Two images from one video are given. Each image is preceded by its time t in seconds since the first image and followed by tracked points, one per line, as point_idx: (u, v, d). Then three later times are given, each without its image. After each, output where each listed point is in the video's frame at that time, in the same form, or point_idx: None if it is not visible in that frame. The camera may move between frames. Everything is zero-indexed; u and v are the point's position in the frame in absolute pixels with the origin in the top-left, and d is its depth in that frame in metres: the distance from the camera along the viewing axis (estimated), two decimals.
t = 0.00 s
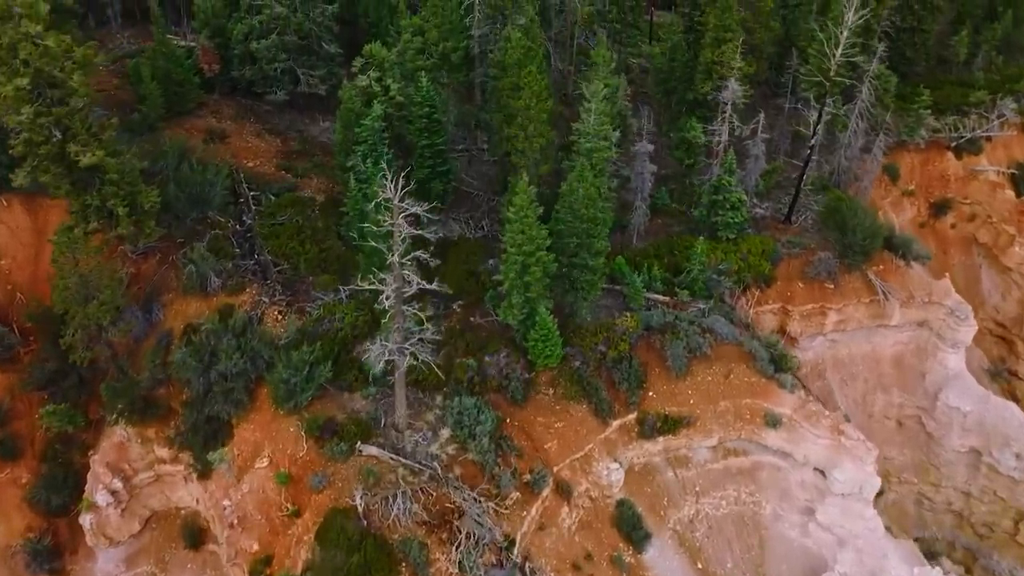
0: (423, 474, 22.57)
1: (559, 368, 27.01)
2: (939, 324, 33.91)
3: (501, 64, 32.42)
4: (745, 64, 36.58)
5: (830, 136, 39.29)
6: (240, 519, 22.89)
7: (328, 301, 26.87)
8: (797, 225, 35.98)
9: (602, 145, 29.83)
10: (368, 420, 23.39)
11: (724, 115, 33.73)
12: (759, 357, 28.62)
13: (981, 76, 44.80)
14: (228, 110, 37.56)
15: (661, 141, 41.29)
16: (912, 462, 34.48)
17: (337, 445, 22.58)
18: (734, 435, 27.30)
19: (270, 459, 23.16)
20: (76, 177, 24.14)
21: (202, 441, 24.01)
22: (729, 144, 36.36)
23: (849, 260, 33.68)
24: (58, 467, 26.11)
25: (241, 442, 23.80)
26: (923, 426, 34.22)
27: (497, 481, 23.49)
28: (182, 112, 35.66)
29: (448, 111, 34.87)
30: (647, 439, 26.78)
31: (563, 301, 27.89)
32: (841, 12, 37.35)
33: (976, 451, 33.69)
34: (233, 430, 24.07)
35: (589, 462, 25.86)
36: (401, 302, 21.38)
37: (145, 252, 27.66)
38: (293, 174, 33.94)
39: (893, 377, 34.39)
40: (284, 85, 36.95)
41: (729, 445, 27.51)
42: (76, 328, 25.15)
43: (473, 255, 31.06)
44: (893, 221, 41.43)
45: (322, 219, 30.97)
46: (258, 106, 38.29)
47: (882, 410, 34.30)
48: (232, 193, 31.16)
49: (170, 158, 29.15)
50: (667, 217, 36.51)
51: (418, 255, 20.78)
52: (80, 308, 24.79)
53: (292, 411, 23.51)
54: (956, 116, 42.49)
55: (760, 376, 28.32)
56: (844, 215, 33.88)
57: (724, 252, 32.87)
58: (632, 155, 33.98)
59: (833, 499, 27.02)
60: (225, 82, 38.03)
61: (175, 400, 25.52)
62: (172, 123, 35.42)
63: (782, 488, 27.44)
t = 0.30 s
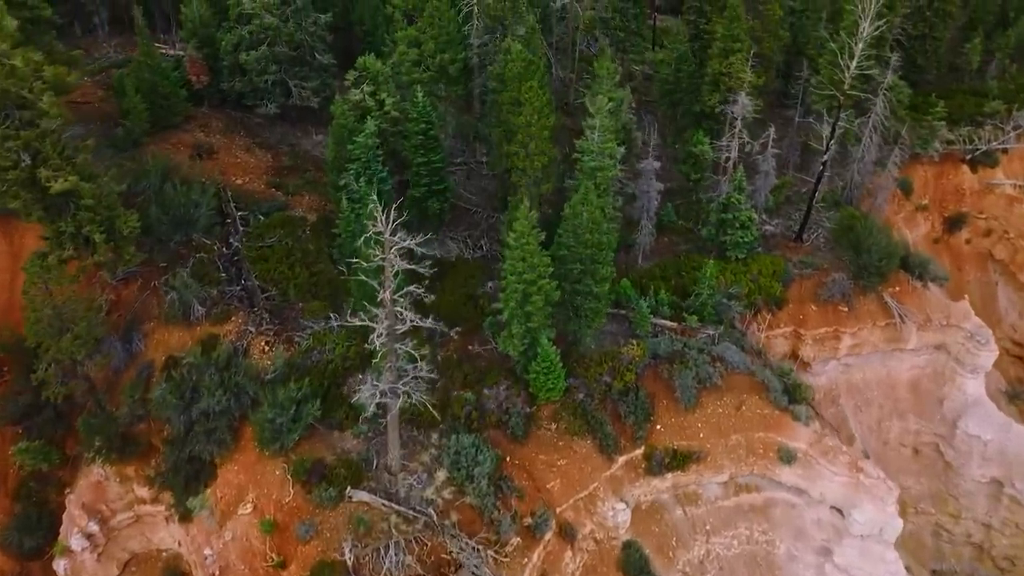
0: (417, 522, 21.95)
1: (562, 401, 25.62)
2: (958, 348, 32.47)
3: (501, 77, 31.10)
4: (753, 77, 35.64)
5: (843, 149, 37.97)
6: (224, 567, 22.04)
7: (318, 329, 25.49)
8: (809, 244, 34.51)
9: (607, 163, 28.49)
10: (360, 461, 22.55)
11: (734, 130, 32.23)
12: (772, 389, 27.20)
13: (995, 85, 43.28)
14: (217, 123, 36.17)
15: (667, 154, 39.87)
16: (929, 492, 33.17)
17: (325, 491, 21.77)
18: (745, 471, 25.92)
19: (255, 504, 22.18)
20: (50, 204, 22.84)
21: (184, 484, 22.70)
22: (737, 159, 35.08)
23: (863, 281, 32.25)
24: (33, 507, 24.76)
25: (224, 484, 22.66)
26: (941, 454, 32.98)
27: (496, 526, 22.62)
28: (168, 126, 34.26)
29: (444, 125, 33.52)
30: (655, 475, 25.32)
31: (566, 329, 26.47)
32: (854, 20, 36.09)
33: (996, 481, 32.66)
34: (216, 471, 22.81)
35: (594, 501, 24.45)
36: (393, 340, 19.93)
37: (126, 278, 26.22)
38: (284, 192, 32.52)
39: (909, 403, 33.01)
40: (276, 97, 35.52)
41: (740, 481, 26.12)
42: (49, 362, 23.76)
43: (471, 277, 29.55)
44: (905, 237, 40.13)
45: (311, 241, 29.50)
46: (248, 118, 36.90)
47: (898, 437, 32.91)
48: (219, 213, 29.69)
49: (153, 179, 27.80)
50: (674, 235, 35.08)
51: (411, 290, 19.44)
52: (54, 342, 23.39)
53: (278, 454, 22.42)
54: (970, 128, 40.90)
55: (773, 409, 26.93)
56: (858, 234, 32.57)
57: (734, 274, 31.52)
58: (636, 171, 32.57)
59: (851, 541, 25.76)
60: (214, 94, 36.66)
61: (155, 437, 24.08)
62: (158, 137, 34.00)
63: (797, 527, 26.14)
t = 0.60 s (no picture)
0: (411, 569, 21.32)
1: (564, 433, 24.41)
2: (975, 371, 31.53)
3: (501, 90, 29.87)
4: (764, 89, 34.37)
5: (855, 162, 36.74)
6: None
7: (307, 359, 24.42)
8: (820, 262, 33.26)
9: (612, 181, 27.23)
10: (351, 502, 22.02)
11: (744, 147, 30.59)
12: (785, 419, 26.04)
13: (1008, 92, 42.00)
14: (207, 136, 34.93)
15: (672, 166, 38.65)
16: (946, 520, 31.89)
17: (313, 536, 21.17)
18: (756, 506, 24.72)
19: (241, 549, 21.51)
20: (23, 229, 21.58)
21: (166, 525, 21.77)
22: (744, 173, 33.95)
23: (879, 302, 31.01)
24: (7, 545, 23.60)
25: (208, 526, 21.90)
26: (959, 480, 31.76)
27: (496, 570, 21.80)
28: (156, 140, 33.03)
29: (440, 139, 32.12)
30: (663, 511, 24.10)
31: (569, 356, 25.23)
32: (868, 29, 34.99)
33: (1018, 510, 31.42)
34: (199, 511, 22.01)
35: (599, 541, 23.27)
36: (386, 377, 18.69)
37: (107, 303, 24.98)
38: (275, 209, 31.29)
39: (925, 427, 31.79)
40: (267, 109, 34.31)
41: (750, 515, 24.95)
42: (23, 396, 22.32)
43: (470, 298, 28.36)
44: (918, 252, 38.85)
45: (302, 262, 28.27)
46: (240, 130, 35.66)
47: (913, 463, 31.66)
48: (207, 233, 28.41)
49: (137, 198, 26.53)
50: (679, 252, 33.84)
51: (404, 325, 18.22)
52: (28, 374, 21.97)
53: (265, 495, 21.61)
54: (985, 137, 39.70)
55: (786, 440, 25.77)
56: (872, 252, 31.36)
57: (743, 295, 30.43)
58: (641, 186, 31.38)
59: None
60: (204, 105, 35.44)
61: (136, 473, 22.95)
62: (145, 151, 32.80)
63: (811, 563, 25.11)
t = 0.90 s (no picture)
0: None
1: (567, 476, 23.24)
2: (996, 400, 30.59)
3: (501, 107, 28.52)
4: (775, 106, 33.14)
5: (869, 179, 35.43)
6: None
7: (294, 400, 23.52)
8: (834, 285, 31.89)
9: (618, 207, 25.94)
10: (339, 557, 21.56)
11: (756, 169, 29.15)
12: (801, 459, 24.76)
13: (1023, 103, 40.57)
14: (195, 153, 33.62)
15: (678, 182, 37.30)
16: (965, 558, 30.15)
17: None
18: (770, 552, 23.49)
19: None
20: None
21: None
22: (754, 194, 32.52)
23: (896, 329, 29.77)
24: None
25: None
26: (980, 515, 30.41)
27: None
28: (141, 158, 31.70)
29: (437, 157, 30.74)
30: (671, 558, 22.89)
31: (573, 393, 23.88)
32: (884, 43, 33.67)
33: None
34: (178, 565, 21.54)
35: None
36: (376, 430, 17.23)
37: (83, 338, 23.58)
38: (265, 231, 29.93)
39: (944, 459, 30.42)
40: (258, 126, 32.94)
41: (763, 562, 23.56)
42: None
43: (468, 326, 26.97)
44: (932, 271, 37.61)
45: (291, 291, 26.89)
46: (230, 146, 34.30)
47: (931, 497, 30.20)
48: (191, 258, 27.02)
49: (118, 225, 25.20)
50: (686, 274, 32.49)
51: (396, 375, 16.84)
52: None
53: (246, 550, 21.11)
54: (999, 151, 38.75)
55: (802, 481, 24.55)
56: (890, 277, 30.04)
57: (755, 323, 29.19)
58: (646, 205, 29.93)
59: None
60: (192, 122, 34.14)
61: (113, 522, 21.98)
62: (129, 170, 31.48)
63: None
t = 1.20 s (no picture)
0: None
1: (574, 520, 22.78)
2: (1013, 429, 29.66)
3: (502, 126, 27.33)
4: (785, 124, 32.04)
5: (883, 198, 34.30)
6: None
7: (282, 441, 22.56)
8: (846, 309, 30.68)
9: (623, 233, 24.81)
10: None
11: (765, 191, 27.67)
12: (816, 500, 24.40)
13: None
14: (184, 171, 32.44)
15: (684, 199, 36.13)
16: None
17: None
18: None
19: None
20: None
21: None
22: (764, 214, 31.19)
23: (911, 358, 28.72)
24: None
25: None
26: (999, 550, 28.89)
27: None
28: (127, 178, 30.53)
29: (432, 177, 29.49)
30: None
31: (577, 430, 22.84)
32: (896, 57, 32.47)
33: None
34: None
35: None
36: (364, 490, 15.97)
37: (62, 373, 22.51)
38: (255, 255, 28.79)
39: (960, 491, 29.28)
40: (248, 143, 31.78)
41: None
42: None
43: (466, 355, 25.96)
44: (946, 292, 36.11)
45: (281, 320, 25.67)
46: (219, 164, 33.10)
47: (948, 530, 28.86)
48: (177, 286, 25.87)
49: (100, 253, 24.10)
50: (692, 297, 31.28)
51: (387, 431, 15.60)
52: None
53: None
54: (1014, 163, 37.45)
55: (817, 523, 24.30)
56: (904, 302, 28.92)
57: (765, 353, 27.93)
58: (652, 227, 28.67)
59: None
60: (181, 139, 32.97)
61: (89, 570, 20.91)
62: (114, 191, 30.32)
63: None
